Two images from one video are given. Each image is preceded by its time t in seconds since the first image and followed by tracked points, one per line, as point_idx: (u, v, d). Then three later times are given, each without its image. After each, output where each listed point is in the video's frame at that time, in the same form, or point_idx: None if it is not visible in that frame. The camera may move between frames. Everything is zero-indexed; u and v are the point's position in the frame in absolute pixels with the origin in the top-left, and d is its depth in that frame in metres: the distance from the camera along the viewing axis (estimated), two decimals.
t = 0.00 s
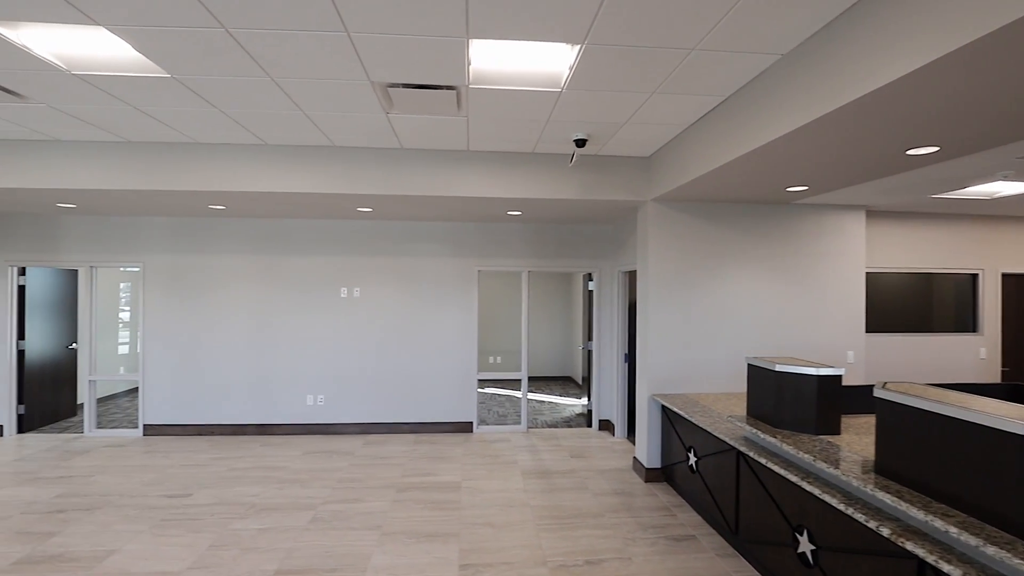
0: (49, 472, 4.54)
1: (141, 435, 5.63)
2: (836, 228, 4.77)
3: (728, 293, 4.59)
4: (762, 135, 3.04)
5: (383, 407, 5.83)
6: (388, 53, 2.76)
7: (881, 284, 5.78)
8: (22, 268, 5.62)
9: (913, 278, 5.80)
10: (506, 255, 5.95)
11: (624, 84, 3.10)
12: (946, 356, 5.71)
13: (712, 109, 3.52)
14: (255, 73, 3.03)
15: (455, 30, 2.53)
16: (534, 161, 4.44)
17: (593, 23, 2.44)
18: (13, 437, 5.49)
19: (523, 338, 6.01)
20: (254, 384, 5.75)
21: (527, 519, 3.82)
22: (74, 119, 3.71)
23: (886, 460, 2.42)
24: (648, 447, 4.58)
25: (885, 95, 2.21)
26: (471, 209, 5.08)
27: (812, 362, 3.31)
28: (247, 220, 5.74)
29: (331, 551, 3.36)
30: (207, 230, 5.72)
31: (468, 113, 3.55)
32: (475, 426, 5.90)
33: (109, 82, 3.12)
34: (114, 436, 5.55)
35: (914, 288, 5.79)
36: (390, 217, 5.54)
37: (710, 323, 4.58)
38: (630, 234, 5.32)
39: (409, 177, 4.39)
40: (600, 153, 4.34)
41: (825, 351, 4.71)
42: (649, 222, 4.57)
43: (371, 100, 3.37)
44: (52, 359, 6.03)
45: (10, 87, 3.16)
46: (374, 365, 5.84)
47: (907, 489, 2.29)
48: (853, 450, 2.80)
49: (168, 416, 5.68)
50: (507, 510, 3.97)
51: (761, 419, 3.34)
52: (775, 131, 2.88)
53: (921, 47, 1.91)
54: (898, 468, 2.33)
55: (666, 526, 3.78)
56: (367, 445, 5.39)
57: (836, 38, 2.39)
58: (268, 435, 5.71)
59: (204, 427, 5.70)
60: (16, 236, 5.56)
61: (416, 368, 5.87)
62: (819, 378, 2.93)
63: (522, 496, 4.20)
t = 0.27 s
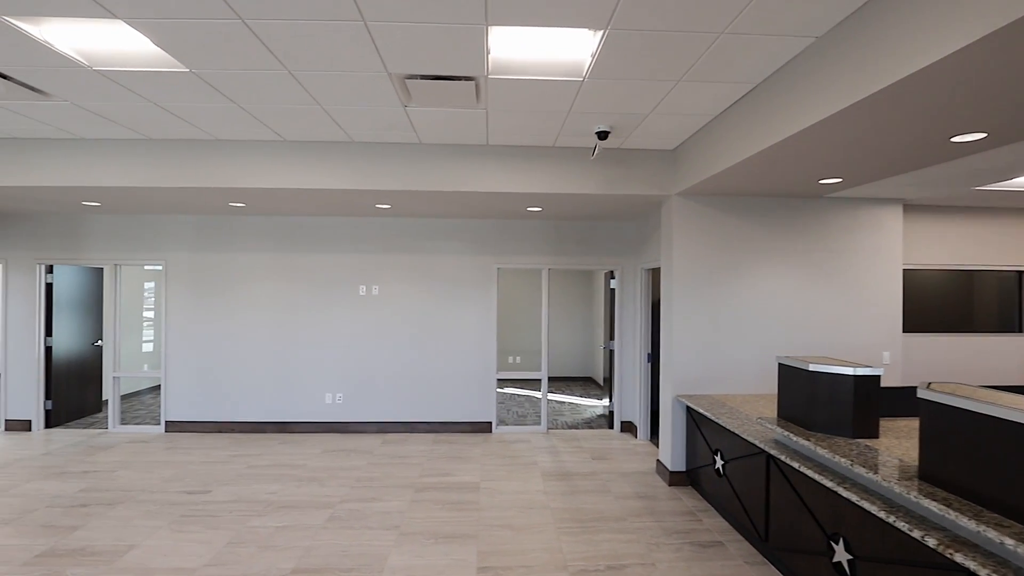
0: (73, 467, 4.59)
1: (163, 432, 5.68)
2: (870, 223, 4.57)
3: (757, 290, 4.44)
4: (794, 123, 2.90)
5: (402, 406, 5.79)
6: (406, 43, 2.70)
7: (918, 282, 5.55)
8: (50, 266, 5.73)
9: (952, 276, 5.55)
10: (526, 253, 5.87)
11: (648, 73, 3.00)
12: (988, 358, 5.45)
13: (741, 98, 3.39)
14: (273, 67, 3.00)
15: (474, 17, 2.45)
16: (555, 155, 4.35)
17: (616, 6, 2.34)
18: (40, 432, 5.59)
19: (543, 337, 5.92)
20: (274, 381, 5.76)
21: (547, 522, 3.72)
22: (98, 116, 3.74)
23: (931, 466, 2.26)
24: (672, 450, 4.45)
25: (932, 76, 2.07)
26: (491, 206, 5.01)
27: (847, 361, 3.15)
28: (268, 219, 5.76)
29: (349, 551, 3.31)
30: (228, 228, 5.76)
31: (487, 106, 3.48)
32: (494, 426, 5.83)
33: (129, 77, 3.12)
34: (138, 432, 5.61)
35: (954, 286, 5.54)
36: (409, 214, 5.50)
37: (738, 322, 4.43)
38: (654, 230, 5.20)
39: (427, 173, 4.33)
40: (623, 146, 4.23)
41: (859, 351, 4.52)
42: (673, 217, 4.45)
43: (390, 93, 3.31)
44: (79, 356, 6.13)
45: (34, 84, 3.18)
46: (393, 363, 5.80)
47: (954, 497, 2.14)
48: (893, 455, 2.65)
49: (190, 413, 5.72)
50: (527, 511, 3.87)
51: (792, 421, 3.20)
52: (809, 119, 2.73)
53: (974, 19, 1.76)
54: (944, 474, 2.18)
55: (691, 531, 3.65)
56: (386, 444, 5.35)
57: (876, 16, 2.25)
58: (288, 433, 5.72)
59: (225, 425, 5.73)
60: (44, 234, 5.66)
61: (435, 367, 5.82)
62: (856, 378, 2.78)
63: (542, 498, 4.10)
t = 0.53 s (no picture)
0: (95, 462, 4.64)
1: (183, 429, 5.73)
2: (903, 217, 4.39)
3: (783, 287, 4.29)
4: (822, 109, 2.77)
5: (419, 405, 5.75)
6: (419, 32, 2.64)
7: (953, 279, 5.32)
8: (75, 265, 5.82)
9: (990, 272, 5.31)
10: (544, 250, 5.78)
11: (669, 59, 2.89)
12: None
13: (766, 85, 3.26)
14: (287, 59, 2.97)
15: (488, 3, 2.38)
16: (573, 149, 4.26)
17: None
18: (65, 428, 5.68)
19: (561, 335, 5.83)
20: (291, 379, 5.77)
21: (565, 524, 3.63)
22: (117, 113, 3.77)
23: (973, 470, 2.11)
24: (694, 452, 4.32)
25: (972, 52, 1.94)
26: (508, 202, 4.94)
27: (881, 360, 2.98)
28: (286, 217, 5.77)
29: (362, 550, 3.26)
30: (247, 227, 5.79)
31: (503, 97, 3.40)
32: (512, 426, 5.75)
33: (146, 71, 3.13)
34: (159, 429, 5.67)
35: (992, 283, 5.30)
36: (426, 212, 5.46)
37: (763, 320, 4.29)
38: (675, 226, 5.07)
39: (443, 168, 4.28)
40: (643, 138, 4.13)
41: (890, 351, 4.34)
42: (696, 212, 4.32)
43: (404, 85, 3.26)
44: (103, 354, 6.23)
45: (55, 80, 3.21)
46: (410, 362, 5.76)
47: (1000, 503, 1.99)
48: (931, 458, 2.50)
49: (210, 411, 5.76)
50: (544, 513, 3.78)
51: (821, 422, 3.05)
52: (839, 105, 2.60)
53: None
54: (988, 479, 2.03)
55: (714, 535, 3.52)
56: (402, 443, 5.31)
57: None
58: (305, 431, 5.71)
59: (243, 422, 5.75)
60: (69, 233, 5.75)
61: (452, 365, 5.77)
62: (890, 377, 2.62)
63: (560, 500, 4.00)
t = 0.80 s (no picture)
0: (111, 459, 4.66)
1: (198, 426, 5.75)
2: (936, 210, 4.19)
3: (808, 283, 4.13)
4: (850, 93, 2.62)
5: (433, 404, 5.69)
6: (428, 18, 2.56)
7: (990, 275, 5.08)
8: (94, 263, 5.89)
9: None
10: (561, 247, 5.68)
11: (688, 44, 2.77)
12: None
13: (790, 70, 3.11)
14: (295, 49, 2.92)
15: None
16: (589, 141, 4.15)
17: None
18: (84, 424, 5.74)
19: (578, 334, 5.71)
20: (305, 377, 5.75)
21: (580, 527, 3.52)
22: (130, 110, 3.77)
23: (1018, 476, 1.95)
24: (715, 454, 4.18)
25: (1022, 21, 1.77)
26: (523, 197, 4.84)
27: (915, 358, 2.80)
28: (300, 214, 5.76)
29: (372, 551, 3.19)
30: (262, 224, 5.80)
31: (516, 87, 3.31)
32: (527, 426, 5.65)
33: (156, 64, 3.11)
34: (175, 426, 5.70)
35: None
36: (440, 208, 5.40)
37: (787, 317, 4.13)
38: (695, 221, 4.93)
39: (456, 163, 4.20)
40: (662, 129, 4.00)
41: (923, 350, 4.14)
42: (717, 205, 4.18)
43: (415, 75, 3.18)
44: (122, 351, 6.30)
45: (66, 75, 3.22)
46: (424, 360, 5.70)
47: None
48: (971, 463, 2.33)
49: (225, 409, 5.76)
50: (559, 515, 3.68)
51: (850, 423, 2.88)
52: (868, 87, 2.46)
53: None
54: None
55: (736, 541, 3.37)
56: (416, 442, 5.24)
57: None
58: (319, 430, 5.68)
59: (258, 420, 5.74)
60: (88, 232, 5.83)
61: (466, 364, 5.69)
62: (925, 377, 2.45)
63: (575, 502, 3.89)
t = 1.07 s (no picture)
0: (121, 456, 4.64)
1: (210, 424, 5.73)
2: (971, 202, 3.98)
3: (834, 279, 3.95)
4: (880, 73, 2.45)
5: (445, 403, 5.60)
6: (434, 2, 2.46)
7: None
8: (108, 261, 5.92)
9: None
10: (575, 243, 5.56)
11: (706, 24, 2.63)
12: None
13: (814, 53, 2.95)
14: (299, 39, 2.84)
15: None
16: (603, 132, 4.02)
17: None
18: (98, 422, 5.77)
19: (593, 332, 5.58)
20: (317, 375, 5.70)
21: (594, 531, 3.39)
22: (137, 104, 3.74)
23: None
24: (735, 456, 4.03)
25: None
26: (536, 191, 4.73)
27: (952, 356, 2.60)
28: (310, 211, 5.71)
29: (379, 554, 3.08)
30: (273, 221, 5.77)
31: (527, 75, 3.20)
32: (541, 426, 5.53)
33: (159, 55, 3.05)
34: (187, 424, 5.69)
35: None
36: (451, 203, 5.31)
37: (811, 314, 3.95)
38: (714, 216, 4.77)
39: (466, 156, 4.10)
40: (679, 119, 3.86)
41: (956, 349, 3.94)
42: (737, 197, 4.03)
43: (422, 63, 3.08)
44: (136, 349, 6.33)
45: (71, 68, 3.18)
46: (436, 358, 5.62)
47: None
48: (1015, 469, 2.14)
49: (236, 407, 5.74)
50: (572, 519, 3.55)
51: (880, 424, 2.69)
52: (900, 66, 2.30)
53: None
54: None
55: (758, 548, 3.22)
56: (428, 442, 5.16)
57: None
58: (330, 429, 5.63)
59: (269, 418, 5.71)
60: (102, 230, 5.86)
61: (479, 363, 5.59)
62: (962, 377, 2.25)
63: (589, 505, 3.76)
